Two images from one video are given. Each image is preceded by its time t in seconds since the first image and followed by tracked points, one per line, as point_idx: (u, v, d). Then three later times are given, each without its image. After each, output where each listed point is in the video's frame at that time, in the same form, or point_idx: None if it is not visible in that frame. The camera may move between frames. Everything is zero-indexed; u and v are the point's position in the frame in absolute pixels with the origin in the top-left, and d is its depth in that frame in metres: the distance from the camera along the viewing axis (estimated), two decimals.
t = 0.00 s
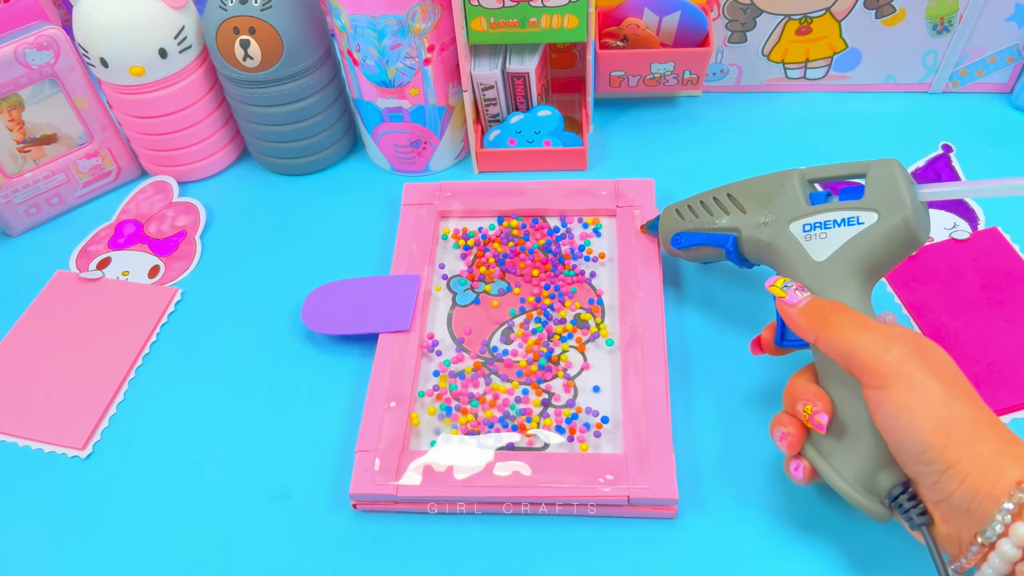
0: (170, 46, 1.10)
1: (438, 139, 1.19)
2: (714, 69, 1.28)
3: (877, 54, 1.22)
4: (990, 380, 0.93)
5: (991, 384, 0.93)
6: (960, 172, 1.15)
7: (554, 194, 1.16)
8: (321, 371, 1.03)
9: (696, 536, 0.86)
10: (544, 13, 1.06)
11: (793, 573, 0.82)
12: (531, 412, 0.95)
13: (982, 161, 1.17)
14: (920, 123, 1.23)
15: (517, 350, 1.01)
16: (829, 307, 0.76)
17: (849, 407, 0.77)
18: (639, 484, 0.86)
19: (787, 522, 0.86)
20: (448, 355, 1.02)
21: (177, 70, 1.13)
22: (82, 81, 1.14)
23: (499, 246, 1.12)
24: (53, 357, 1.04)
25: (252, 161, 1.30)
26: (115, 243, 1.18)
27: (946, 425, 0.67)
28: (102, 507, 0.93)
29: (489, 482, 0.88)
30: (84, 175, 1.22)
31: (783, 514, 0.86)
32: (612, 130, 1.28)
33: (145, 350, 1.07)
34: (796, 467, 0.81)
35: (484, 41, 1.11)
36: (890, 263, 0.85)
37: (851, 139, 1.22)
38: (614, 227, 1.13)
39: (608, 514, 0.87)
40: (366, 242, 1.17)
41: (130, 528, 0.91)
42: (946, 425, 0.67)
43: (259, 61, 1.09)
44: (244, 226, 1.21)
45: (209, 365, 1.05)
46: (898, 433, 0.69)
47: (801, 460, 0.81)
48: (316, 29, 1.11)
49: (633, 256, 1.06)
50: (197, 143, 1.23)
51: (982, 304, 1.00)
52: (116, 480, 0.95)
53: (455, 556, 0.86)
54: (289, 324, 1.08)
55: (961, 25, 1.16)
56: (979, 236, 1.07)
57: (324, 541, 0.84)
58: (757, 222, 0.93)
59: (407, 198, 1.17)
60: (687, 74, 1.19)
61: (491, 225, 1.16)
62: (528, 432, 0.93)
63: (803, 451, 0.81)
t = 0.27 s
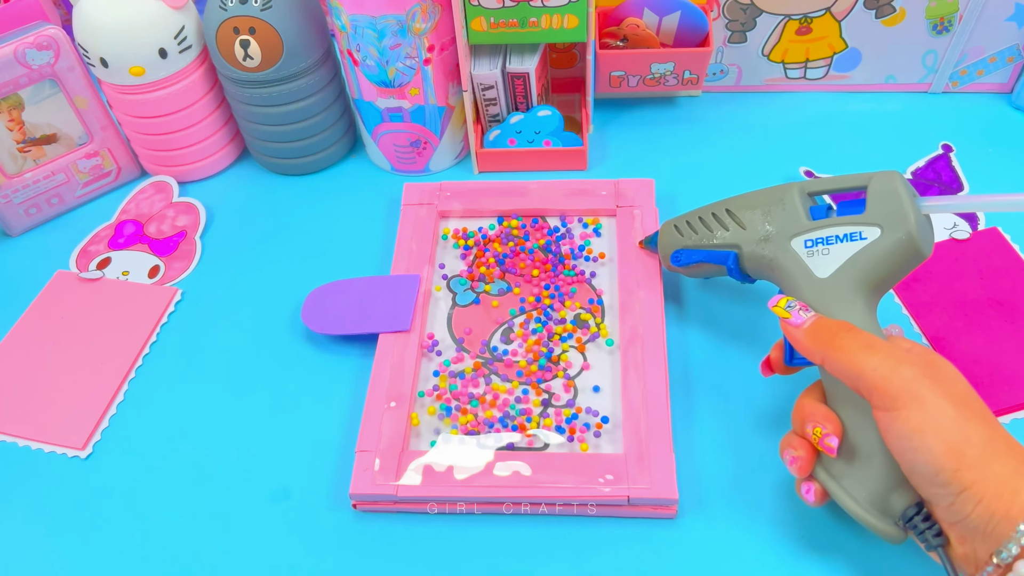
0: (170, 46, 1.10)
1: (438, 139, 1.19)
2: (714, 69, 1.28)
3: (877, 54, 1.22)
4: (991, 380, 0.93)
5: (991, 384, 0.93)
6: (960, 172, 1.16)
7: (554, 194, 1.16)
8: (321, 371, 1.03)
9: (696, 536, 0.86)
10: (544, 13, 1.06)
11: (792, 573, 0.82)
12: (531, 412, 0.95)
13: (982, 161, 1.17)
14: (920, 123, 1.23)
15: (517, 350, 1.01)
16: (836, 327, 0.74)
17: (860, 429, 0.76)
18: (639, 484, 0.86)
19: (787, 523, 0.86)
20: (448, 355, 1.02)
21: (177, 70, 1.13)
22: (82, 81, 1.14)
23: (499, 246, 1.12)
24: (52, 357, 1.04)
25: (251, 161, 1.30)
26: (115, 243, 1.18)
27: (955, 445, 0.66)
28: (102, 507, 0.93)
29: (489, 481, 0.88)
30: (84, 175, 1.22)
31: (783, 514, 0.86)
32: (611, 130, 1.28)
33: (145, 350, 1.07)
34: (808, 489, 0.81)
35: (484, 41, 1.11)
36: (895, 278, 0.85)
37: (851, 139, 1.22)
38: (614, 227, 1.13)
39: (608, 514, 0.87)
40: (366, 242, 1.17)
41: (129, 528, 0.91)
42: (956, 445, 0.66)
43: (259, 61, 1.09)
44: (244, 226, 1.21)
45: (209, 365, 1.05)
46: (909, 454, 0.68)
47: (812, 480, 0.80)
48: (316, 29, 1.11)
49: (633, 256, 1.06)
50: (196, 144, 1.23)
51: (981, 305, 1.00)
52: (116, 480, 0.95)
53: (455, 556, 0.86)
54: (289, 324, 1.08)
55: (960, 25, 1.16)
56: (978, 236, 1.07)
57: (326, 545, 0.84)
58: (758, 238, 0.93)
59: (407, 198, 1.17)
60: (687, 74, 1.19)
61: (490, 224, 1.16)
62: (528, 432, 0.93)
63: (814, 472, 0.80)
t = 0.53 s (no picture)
0: (170, 46, 1.10)
1: (438, 140, 1.19)
2: (714, 69, 1.28)
3: (877, 54, 1.22)
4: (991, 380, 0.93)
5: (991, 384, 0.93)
6: (959, 173, 1.15)
7: (554, 194, 1.16)
8: (321, 371, 1.03)
9: (697, 537, 0.85)
10: (544, 13, 1.06)
11: (793, 572, 0.82)
12: (531, 412, 0.95)
13: (982, 161, 1.17)
14: (920, 123, 1.23)
15: (517, 350, 1.01)
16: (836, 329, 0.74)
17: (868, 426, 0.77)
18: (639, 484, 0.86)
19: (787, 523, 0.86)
20: (448, 356, 1.02)
21: (177, 70, 1.13)
22: (82, 81, 1.14)
23: (499, 246, 1.12)
24: (52, 357, 1.04)
25: (252, 161, 1.30)
26: (115, 243, 1.18)
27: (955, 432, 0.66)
28: (102, 507, 0.93)
29: (489, 482, 0.88)
30: (84, 175, 1.22)
31: (784, 514, 0.86)
32: (612, 130, 1.28)
33: (145, 350, 1.07)
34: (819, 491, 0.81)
35: (484, 41, 1.11)
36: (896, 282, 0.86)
37: (851, 139, 1.22)
38: (614, 227, 1.13)
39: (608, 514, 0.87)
40: (366, 242, 1.17)
41: (129, 528, 0.91)
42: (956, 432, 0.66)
43: (259, 61, 1.09)
44: (244, 226, 1.21)
45: (209, 365, 1.05)
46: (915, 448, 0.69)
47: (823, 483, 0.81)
48: (316, 29, 1.11)
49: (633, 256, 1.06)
50: (197, 144, 1.23)
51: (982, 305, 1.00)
52: (116, 480, 0.95)
53: (455, 556, 0.86)
54: (289, 324, 1.08)
55: (961, 25, 1.16)
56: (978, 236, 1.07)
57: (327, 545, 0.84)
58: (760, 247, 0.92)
59: (407, 198, 1.17)
60: (687, 74, 1.19)
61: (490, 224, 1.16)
62: (528, 432, 0.93)
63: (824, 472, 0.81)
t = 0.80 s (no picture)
0: (170, 46, 1.10)
1: (438, 139, 1.19)
2: (714, 69, 1.28)
3: (877, 54, 1.22)
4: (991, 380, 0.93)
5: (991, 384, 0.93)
6: (959, 173, 1.15)
7: (554, 194, 1.16)
8: (321, 371, 1.03)
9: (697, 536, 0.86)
10: (544, 13, 1.06)
11: (792, 572, 0.82)
12: (531, 412, 0.95)
13: (982, 161, 1.17)
14: (920, 123, 1.23)
15: (517, 350, 1.01)
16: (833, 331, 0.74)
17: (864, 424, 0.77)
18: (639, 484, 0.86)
19: (786, 522, 0.86)
20: (448, 356, 1.02)
21: (177, 70, 1.13)
22: (82, 81, 1.14)
23: (499, 246, 1.12)
24: (52, 357, 1.04)
25: (252, 161, 1.30)
26: (115, 243, 1.18)
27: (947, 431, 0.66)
28: (102, 507, 0.93)
29: (489, 482, 0.88)
30: (84, 175, 1.22)
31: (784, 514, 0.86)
32: (612, 130, 1.28)
33: (144, 350, 1.07)
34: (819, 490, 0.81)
35: (484, 41, 1.11)
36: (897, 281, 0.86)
37: (851, 139, 1.22)
38: (614, 227, 1.13)
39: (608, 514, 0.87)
40: (367, 242, 1.17)
41: (129, 528, 0.91)
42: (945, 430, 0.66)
43: (259, 61, 1.09)
44: (244, 226, 1.21)
45: (209, 365, 1.05)
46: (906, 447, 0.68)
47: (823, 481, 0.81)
48: (316, 29, 1.11)
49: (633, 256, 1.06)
50: (197, 144, 1.23)
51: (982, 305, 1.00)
52: (116, 480, 0.95)
53: (455, 556, 0.86)
54: (289, 324, 1.08)
55: (961, 25, 1.16)
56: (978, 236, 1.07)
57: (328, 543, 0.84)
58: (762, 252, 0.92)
59: (407, 198, 1.17)
60: (687, 74, 1.19)
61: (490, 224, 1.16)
62: (528, 432, 0.93)
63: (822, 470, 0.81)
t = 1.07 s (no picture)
0: (170, 46, 1.10)
1: (438, 139, 1.19)
2: (714, 69, 1.28)
3: (877, 54, 1.22)
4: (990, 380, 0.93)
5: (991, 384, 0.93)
6: (959, 173, 1.15)
7: (553, 194, 1.16)
8: (321, 371, 1.03)
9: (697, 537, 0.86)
10: (544, 13, 1.06)
11: (792, 572, 0.82)
12: (531, 412, 0.95)
13: (982, 161, 1.17)
14: (920, 123, 1.23)
15: (517, 350, 1.01)
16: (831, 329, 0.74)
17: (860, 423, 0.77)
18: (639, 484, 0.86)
19: (786, 522, 0.86)
20: (448, 356, 1.02)
21: (177, 70, 1.13)
22: (82, 81, 1.14)
23: (499, 246, 1.12)
24: (52, 357, 1.04)
25: (252, 161, 1.30)
26: (115, 243, 1.18)
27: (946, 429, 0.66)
28: (101, 507, 0.93)
29: (490, 482, 0.88)
30: (84, 175, 1.22)
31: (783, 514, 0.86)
32: (612, 130, 1.28)
33: (144, 350, 1.07)
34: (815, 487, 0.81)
35: (484, 41, 1.11)
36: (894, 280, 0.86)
37: (850, 140, 1.22)
38: (614, 227, 1.13)
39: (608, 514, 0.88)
40: (367, 242, 1.17)
41: (129, 528, 0.91)
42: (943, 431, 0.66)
43: (258, 61, 1.09)
44: (243, 226, 1.21)
45: (208, 365, 1.05)
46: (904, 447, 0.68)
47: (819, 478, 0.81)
48: (316, 29, 1.11)
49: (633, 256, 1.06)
50: (196, 144, 1.23)
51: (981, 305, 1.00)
52: (116, 480, 0.95)
53: (456, 556, 0.86)
54: (289, 324, 1.08)
55: (961, 25, 1.16)
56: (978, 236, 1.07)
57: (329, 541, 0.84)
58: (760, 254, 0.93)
59: (407, 198, 1.17)
60: (687, 74, 1.19)
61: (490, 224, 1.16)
62: (528, 432, 0.93)
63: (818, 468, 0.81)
